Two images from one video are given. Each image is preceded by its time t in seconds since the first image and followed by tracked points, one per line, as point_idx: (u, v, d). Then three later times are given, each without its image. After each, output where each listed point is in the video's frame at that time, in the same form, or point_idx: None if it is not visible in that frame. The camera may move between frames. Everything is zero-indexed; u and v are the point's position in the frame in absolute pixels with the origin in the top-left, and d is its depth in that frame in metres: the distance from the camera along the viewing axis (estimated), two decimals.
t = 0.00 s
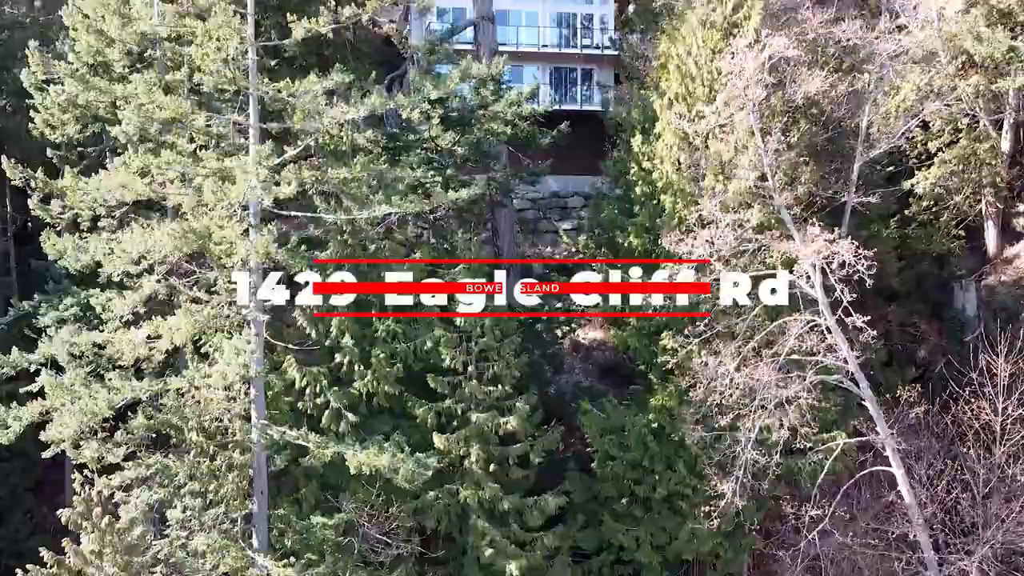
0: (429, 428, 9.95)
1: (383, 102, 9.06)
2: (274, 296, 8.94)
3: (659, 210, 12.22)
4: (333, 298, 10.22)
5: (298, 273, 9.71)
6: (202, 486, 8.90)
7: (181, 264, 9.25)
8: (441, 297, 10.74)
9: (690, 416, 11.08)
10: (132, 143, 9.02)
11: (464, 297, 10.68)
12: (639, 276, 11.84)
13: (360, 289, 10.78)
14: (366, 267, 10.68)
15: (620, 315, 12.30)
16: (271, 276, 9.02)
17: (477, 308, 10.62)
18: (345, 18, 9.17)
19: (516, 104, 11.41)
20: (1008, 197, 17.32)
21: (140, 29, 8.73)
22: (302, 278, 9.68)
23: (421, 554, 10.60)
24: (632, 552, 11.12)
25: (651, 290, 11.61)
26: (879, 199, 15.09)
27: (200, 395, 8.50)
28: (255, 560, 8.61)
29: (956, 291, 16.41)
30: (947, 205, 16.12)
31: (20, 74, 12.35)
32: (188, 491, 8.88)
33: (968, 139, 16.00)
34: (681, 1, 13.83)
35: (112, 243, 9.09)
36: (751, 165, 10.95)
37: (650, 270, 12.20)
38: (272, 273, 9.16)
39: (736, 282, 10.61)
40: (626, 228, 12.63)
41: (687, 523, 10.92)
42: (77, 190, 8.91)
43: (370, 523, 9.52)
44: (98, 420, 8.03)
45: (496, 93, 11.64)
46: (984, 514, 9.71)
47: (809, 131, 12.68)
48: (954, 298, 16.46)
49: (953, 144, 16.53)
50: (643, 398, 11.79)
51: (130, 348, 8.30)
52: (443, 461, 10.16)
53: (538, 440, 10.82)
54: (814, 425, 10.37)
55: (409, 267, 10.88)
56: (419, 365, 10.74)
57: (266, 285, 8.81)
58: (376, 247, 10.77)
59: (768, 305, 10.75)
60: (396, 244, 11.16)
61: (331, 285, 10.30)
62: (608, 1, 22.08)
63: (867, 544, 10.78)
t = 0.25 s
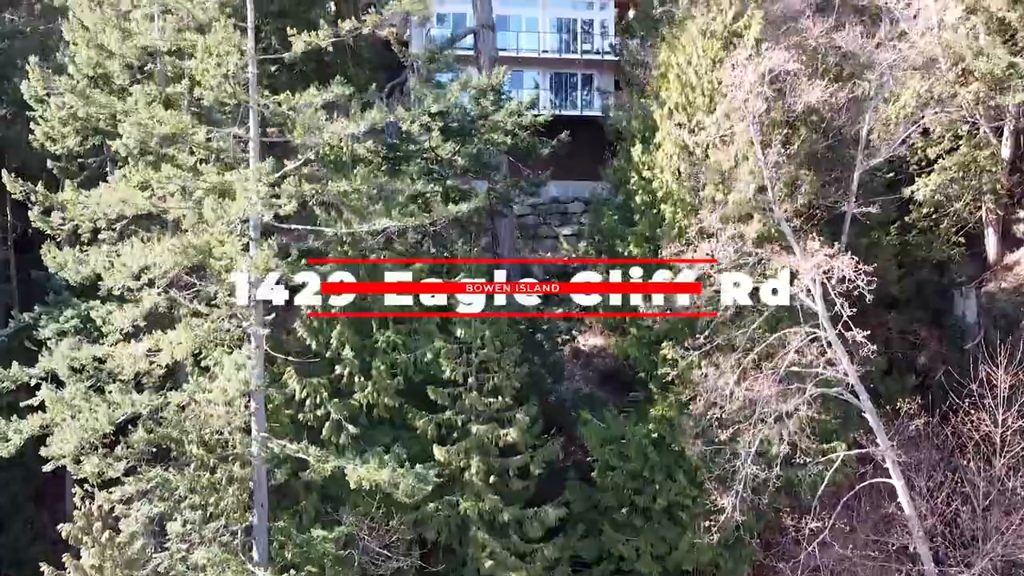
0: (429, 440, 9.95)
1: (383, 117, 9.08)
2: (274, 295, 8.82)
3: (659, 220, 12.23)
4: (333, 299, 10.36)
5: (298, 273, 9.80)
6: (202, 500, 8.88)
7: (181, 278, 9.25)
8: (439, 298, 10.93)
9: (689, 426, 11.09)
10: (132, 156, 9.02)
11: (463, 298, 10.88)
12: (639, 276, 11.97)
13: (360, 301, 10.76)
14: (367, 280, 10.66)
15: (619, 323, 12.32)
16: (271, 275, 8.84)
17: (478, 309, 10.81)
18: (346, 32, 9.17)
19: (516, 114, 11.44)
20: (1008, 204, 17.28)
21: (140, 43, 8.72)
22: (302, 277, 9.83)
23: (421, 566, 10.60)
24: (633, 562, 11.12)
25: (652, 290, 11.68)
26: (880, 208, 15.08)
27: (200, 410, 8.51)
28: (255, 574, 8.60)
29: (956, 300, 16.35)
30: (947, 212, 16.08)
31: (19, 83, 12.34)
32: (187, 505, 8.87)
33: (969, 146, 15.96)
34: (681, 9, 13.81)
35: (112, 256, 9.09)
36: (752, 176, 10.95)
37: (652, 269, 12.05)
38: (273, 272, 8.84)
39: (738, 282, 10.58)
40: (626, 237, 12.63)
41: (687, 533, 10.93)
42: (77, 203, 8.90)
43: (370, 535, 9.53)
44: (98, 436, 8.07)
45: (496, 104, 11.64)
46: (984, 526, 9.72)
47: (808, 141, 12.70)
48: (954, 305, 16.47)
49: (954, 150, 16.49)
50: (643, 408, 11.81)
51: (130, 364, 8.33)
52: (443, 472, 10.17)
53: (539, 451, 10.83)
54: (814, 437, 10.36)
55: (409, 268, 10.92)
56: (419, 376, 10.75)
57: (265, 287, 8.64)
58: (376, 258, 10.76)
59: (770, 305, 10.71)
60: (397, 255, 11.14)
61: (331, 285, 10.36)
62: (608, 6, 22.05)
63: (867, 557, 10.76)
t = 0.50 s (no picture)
0: (429, 454, 9.95)
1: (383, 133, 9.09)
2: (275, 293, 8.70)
3: (659, 231, 12.23)
4: (333, 298, 10.41)
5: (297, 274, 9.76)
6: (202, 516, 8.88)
7: (181, 294, 9.25)
8: (439, 299, 11.06)
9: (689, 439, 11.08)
10: (133, 172, 9.02)
11: (463, 298, 11.09)
12: (639, 276, 12.08)
13: (360, 314, 10.76)
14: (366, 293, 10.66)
15: (619, 334, 12.31)
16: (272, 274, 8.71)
17: (478, 308, 11.02)
18: (345, 47, 9.17)
19: (516, 125, 11.45)
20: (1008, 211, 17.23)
21: (140, 60, 8.73)
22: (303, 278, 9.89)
23: None
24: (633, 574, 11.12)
25: (652, 289, 11.83)
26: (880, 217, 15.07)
27: (200, 426, 8.53)
28: None
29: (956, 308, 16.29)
30: (948, 220, 16.04)
31: (20, 94, 12.35)
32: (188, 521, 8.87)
33: (969, 154, 15.98)
34: (681, 19, 13.80)
35: (113, 272, 9.09)
36: (752, 189, 10.95)
37: (651, 269, 12.14)
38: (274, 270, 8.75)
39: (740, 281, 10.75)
40: (626, 248, 12.62)
41: (687, 546, 10.93)
42: (78, 219, 8.91)
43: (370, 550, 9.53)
44: (99, 454, 8.07)
45: (496, 115, 11.64)
46: (984, 541, 9.72)
47: (809, 152, 12.70)
48: (954, 313, 16.47)
49: (954, 158, 16.53)
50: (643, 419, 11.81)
51: (130, 381, 8.33)
52: (443, 486, 10.17)
53: (539, 464, 10.83)
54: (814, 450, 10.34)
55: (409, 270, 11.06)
56: (419, 389, 10.75)
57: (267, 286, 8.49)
58: (376, 271, 10.76)
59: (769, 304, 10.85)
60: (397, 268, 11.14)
61: (331, 286, 10.45)
62: (608, 12, 22.05)
63: (867, 571, 10.75)
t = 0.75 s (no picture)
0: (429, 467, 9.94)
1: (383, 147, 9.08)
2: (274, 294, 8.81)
3: (659, 241, 12.21)
4: (333, 298, 10.36)
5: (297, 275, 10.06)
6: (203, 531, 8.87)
7: (181, 308, 9.24)
8: (439, 298, 11.10)
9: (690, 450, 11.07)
10: (133, 186, 9.01)
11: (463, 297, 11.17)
12: (639, 276, 12.05)
13: (360, 326, 10.74)
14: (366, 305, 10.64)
15: (619, 344, 12.30)
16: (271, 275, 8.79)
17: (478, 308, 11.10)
18: (346, 61, 9.19)
19: (516, 135, 11.46)
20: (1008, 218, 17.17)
21: (140, 75, 8.74)
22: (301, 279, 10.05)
23: None
24: None
25: (653, 289, 11.88)
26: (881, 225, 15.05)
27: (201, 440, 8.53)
28: None
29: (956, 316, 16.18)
30: (948, 227, 15.98)
31: (20, 104, 12.32)
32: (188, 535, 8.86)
33: (969, 161, 15.86)
34: (681, 27, 13.79)
35: (113, 286, 9.08)
36: (752, 200, 10.94)
37: (651, 268, 12.07)
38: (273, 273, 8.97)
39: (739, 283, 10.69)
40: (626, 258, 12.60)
41: (687, 558, 10.92)
42: (78, 234, 8.90)
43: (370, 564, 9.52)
44: (99, 469, 8.06)
45: (496, 126, 11.58)
46: (985, 555, 9.71)
47: (809, 161, 12.67)
48: (955, 321, 16.44)
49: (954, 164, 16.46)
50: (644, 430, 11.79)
51: (130, 396, 8.33)
52: (443, 499, 10.16)
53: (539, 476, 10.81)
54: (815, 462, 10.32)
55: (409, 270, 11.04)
56: (419, 401, 10.74)
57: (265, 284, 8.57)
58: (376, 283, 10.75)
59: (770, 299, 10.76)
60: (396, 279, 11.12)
61: (331, 286, 10.42)
62: (608, 17, 22.01)
63: None
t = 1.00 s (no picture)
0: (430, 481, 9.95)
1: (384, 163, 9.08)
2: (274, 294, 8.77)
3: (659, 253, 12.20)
4: (333, 299, 10.20)
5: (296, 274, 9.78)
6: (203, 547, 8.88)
7: (181, 323, 9.25)
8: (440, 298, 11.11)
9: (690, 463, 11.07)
10: (133, 202, 9.02)
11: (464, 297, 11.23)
12: (639, 276, 11.97)
13: (360, 339, 10.75)
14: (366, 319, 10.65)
15: (619, 356, 12.29)
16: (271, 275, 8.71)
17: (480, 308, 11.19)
18: (346, 77, 9.20)
19: (516, 148, 11.49)
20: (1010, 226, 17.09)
21: (141, 91, 8.77)
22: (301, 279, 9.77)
23: None
24: None
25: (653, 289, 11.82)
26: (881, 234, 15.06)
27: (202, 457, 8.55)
28: None
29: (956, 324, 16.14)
30: (948, 235, 15.94)
31: (20, 116, 12.34)
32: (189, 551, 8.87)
33: (970, 168, 15.57)
34: (680, 36, 13.81)
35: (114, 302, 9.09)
36: (752, 213, 10.94)
37: (654, 269, 12.00)
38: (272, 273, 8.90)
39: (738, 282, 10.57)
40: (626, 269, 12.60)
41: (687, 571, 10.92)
42: (78, 250, 8.90)
43: None
44: (100, 487, 8.07)
45: (496, 138, 11.73)
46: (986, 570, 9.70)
47: (809, 172, 12.66)
48: (955, 330, 16.25)
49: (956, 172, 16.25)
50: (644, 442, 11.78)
51: (131, 414, 8.34)
52: (443, 513, 10.16)
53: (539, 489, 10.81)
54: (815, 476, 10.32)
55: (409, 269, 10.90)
56: (419, 414, 10.74)
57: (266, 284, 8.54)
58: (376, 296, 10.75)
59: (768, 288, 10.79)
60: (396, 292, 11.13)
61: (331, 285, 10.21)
62: (608, 24, 21.99)
63: None
